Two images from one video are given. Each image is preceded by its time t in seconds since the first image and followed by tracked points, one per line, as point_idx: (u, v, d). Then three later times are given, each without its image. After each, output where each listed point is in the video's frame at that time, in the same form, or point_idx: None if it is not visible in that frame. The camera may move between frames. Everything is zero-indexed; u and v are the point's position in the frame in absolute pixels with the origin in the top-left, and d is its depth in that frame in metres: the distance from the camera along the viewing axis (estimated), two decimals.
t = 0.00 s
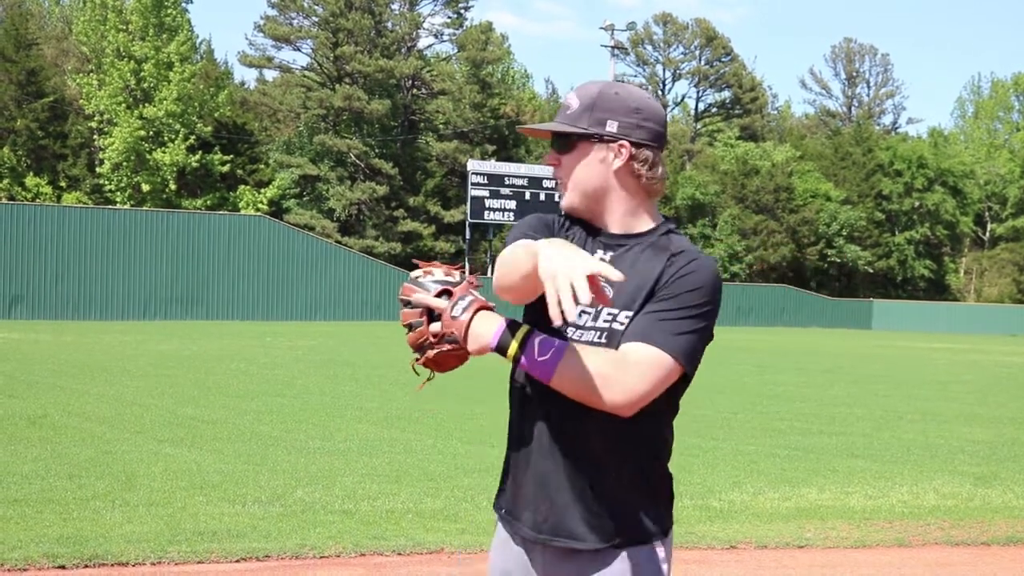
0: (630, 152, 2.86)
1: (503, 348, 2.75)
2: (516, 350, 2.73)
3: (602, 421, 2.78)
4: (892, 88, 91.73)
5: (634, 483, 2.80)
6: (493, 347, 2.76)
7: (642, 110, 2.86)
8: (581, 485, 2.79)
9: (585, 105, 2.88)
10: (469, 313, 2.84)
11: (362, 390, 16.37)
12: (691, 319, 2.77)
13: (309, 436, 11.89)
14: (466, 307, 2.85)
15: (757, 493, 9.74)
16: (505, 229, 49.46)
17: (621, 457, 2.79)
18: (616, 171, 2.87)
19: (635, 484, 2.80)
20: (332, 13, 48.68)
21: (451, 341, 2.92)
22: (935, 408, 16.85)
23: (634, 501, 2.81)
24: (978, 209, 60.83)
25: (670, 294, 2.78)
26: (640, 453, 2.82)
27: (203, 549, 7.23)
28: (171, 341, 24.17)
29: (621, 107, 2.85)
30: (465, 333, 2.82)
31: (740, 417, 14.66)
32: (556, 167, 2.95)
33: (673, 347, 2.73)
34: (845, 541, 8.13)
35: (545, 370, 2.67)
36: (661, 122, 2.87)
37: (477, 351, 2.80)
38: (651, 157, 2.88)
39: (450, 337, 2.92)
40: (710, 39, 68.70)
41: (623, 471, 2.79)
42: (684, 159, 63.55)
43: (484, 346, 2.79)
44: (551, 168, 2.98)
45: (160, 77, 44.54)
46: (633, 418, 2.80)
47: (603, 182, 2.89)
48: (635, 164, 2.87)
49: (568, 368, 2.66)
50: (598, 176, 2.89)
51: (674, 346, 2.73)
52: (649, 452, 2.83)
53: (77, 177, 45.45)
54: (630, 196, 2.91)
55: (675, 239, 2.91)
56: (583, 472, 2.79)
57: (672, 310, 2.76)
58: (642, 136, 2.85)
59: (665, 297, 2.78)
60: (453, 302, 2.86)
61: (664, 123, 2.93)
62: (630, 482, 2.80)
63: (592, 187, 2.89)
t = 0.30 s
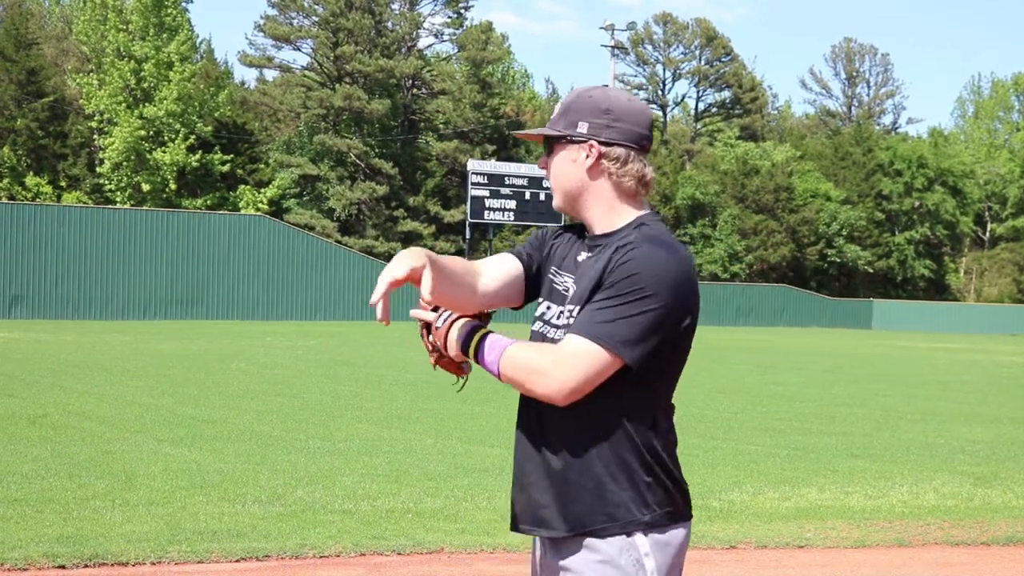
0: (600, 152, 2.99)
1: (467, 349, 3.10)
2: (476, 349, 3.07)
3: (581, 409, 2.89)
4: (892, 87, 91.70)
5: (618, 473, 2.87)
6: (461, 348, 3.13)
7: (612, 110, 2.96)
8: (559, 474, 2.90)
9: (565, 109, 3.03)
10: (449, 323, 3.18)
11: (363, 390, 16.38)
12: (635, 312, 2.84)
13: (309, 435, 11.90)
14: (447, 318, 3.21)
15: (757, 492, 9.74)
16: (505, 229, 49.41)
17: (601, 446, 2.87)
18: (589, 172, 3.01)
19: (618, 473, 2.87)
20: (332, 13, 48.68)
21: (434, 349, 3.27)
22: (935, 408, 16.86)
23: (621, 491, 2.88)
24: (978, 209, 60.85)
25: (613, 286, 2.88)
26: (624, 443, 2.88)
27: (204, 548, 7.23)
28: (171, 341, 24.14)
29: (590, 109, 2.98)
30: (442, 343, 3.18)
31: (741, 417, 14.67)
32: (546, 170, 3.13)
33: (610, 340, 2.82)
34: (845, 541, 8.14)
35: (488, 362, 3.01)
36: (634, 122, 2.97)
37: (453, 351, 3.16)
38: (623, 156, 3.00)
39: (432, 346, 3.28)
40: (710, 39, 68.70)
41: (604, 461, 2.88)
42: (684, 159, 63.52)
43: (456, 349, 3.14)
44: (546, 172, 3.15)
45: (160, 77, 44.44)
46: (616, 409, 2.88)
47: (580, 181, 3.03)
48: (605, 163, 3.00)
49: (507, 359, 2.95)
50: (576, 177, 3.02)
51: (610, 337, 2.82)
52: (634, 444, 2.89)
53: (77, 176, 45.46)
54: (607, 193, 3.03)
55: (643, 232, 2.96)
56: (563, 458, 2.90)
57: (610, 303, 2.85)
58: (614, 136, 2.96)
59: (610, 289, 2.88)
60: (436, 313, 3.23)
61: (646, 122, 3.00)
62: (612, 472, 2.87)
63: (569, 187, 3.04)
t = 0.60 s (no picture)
0: (592, 162, 3.02)
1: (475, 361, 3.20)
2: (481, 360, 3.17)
3: (573, 407, 2.93)
4: (892, 87, 91.55)
5: (613, 468, 2.91)
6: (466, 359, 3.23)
7: (599, 122, 3.00)
8: (560, 470, 2.96)
9: (561, 123, 3.06)
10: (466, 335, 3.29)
11: (363, 390, 16.37)
12: (610, 311, 2.86)
13: (309, 435, 11.89)
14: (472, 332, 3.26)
15: (756, 493, 9.73)
16: (505, 228, 49.40)
17: (595, 442, 2.91)
18: (583, 183, 3.04)
19: (612, 468, 2.91)
20: (332, 13, 48.64)
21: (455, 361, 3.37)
22: (935, 407, 16.84)
23: (617, 481, 2.92)
24: (978, 208, 60.81)
25: (594, 288, 2.90)
26: (618, 439, 2.91)
27: (203, 549, 7.23)
28: (170, 341, 24.10)
29: (581, 121, 3.02)
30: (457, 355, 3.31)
31: (741, 417, 14.65)
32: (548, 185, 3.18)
33: (586, 338, 2.85)
34: (845, 541, 8.13)
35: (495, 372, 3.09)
36: (622, 132, 3.00)
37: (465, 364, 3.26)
38: (614, 165, 3.02)
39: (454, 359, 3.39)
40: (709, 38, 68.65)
41: (598, 455, 2.92)
42: (684, 159, 63.40)
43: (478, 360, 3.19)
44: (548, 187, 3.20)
45: (160, 77, 44.36)
46: (605, 403, 2.92)
47: (579, 193, 3.06)
48: (598, 172, 3.03)
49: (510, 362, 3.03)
50: (573, 188, 3.06)
51: (588, 336, 2.85)
52: (632, 439, 2.91)
53: (77, 176, 45.47)
54: (603, 203, 3.06)
55: (625, 233, 2.98)
56: (560, 455, 2.95)
57: (589, 307, 2.88)
58: (602, 147, 3.00)
59: (588, 289, 2.91)
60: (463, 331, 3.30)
61: (637, 131, 3.02)
62: (606, 464, 2.91)
63: (566, 198, 3.07)
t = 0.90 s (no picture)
0: (608, 166, 3.02)
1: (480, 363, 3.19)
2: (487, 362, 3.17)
3: (581, 403, 2.97)
4: (892, 87, 91.47)
5: (619, 461, 2.92)
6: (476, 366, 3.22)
7: (613, 128, 3.00)
8: (575, 466, 3.00)
9: (575, 129, 3.07)
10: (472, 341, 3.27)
11: (362, 390, 16.37)
12: (611, 307, 2.86)
13: (309, 435, 11.88)
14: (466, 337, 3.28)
15: (756, 492, 9.73)
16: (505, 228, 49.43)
17: (602, 438, 2.94)
18: (599, 188, 3.04)
19: (617, 462, 2.93)
20: (332, 13, 48.60)
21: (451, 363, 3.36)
22: (934, 407, 16.84)
23: (618, 475, 2.93)
24: (978, 208, 60.83)
25: (596, 288, 2.91)
26: (621, 434, 2.92)
27: (204, 548, 7.23)
28: (169, 341, 24.07)
29: (596, 127, 3.02)
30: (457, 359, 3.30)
31: (741, 417, 14.64)
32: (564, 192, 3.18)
33: (586, 333, 2.86)
34: (844, 541, 8.13)
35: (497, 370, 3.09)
36: (636, 138, 2.99)
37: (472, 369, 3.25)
38: (628, 168, 3.03)
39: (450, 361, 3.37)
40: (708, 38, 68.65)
41: (601, 450, 2.94)
42: (684, 158, 63.34)
43: (474, 366, 3.22)
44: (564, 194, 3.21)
45: (160, 77, 44.32)
46: (607, 397, 2.93)
47: (593, 197, 3.05)
48: (612, 177, 3.03)
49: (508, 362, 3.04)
50: (589, 195, 3.06)
51: (589, 332, 2.85)
52: (635, 433, 2.92)
53: (77, 176, 45.49)
54: (617, 206, 3.06)
55: (633, 234, 2.99)
56: (575, 452, 2.99)
57: (592, 308, 2.89)
58: (615, 152, 3.00)
59: (594, 288, 2.92)
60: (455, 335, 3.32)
61: (650, 136, 3.02)
62: (611, 460, 2.93)
63: (582, 203, 3.08)
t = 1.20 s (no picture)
0: (631, 163, 2.95)
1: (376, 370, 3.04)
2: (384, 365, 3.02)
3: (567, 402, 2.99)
4: (892, 87, 91.42)
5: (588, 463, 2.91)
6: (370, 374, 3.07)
7: (637, 123, 2.93)
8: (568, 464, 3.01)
9: (595, 125, 2.99)
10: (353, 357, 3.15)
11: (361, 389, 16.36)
12: (559, 296, 2.82)
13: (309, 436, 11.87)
14: (348, 349, 3.18)
15: (756, 492, 9.73)
16: (505, 229, 49.46)
17: (578, 437, 2.94)
18: (622, 184, 2.96)
19: (587, 462, 2.91)
20: (332, 13, 48.60)
21: (333, 372, 3.14)
22: (934, 407, 16.84)
23: (582, 473, 2.92)
24: (978, 208, 60.85)
25: (553, 279, 2.86)
26: (587, 436, 2.91)
27: (204, 548, 7.24)
28: (169, 341, 24.06)
29: (619, 122, 2.95)
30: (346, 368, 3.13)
31: (741, 417, 14.64)
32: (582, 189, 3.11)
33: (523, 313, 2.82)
34: (844, 541, 8.13)
35: (403, 361, 2.95)
36: (659, 134, 2.93)
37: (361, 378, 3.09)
38: (652, 164, 2.95)
39: (331, 372, 3.14)
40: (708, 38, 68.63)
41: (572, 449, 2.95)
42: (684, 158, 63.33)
43: (367, 371, 3.07)
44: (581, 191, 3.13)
45: (160, 77, 44.28)
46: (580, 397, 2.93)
47: (615, 194, 2.98)
48: (635, 173, 2.96)
49: (424, 354, 2.91)
50: (610, 190, 2.98)
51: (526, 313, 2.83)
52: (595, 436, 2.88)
53: (77, 176, 45.53)
54: (637, 204, 2.98)
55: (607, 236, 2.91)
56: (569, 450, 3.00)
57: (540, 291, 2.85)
58: (638, 147, 2.93)
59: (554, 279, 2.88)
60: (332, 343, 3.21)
61: (673, 132, 2.96)
62: (584, 461, 2.92)
63: (603, 200, 3.00)
